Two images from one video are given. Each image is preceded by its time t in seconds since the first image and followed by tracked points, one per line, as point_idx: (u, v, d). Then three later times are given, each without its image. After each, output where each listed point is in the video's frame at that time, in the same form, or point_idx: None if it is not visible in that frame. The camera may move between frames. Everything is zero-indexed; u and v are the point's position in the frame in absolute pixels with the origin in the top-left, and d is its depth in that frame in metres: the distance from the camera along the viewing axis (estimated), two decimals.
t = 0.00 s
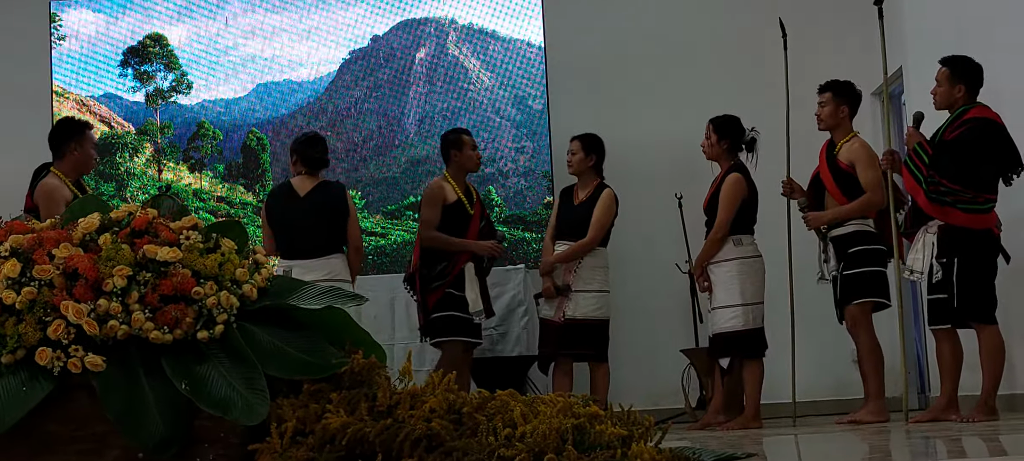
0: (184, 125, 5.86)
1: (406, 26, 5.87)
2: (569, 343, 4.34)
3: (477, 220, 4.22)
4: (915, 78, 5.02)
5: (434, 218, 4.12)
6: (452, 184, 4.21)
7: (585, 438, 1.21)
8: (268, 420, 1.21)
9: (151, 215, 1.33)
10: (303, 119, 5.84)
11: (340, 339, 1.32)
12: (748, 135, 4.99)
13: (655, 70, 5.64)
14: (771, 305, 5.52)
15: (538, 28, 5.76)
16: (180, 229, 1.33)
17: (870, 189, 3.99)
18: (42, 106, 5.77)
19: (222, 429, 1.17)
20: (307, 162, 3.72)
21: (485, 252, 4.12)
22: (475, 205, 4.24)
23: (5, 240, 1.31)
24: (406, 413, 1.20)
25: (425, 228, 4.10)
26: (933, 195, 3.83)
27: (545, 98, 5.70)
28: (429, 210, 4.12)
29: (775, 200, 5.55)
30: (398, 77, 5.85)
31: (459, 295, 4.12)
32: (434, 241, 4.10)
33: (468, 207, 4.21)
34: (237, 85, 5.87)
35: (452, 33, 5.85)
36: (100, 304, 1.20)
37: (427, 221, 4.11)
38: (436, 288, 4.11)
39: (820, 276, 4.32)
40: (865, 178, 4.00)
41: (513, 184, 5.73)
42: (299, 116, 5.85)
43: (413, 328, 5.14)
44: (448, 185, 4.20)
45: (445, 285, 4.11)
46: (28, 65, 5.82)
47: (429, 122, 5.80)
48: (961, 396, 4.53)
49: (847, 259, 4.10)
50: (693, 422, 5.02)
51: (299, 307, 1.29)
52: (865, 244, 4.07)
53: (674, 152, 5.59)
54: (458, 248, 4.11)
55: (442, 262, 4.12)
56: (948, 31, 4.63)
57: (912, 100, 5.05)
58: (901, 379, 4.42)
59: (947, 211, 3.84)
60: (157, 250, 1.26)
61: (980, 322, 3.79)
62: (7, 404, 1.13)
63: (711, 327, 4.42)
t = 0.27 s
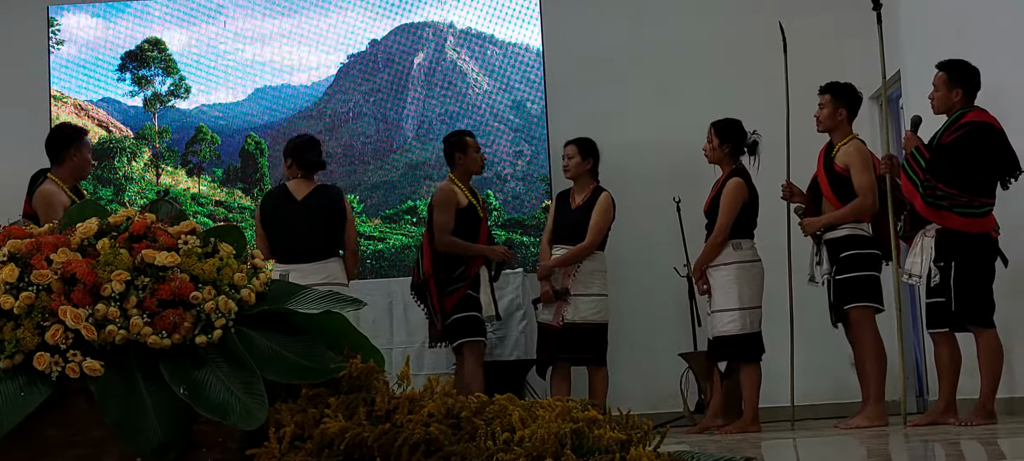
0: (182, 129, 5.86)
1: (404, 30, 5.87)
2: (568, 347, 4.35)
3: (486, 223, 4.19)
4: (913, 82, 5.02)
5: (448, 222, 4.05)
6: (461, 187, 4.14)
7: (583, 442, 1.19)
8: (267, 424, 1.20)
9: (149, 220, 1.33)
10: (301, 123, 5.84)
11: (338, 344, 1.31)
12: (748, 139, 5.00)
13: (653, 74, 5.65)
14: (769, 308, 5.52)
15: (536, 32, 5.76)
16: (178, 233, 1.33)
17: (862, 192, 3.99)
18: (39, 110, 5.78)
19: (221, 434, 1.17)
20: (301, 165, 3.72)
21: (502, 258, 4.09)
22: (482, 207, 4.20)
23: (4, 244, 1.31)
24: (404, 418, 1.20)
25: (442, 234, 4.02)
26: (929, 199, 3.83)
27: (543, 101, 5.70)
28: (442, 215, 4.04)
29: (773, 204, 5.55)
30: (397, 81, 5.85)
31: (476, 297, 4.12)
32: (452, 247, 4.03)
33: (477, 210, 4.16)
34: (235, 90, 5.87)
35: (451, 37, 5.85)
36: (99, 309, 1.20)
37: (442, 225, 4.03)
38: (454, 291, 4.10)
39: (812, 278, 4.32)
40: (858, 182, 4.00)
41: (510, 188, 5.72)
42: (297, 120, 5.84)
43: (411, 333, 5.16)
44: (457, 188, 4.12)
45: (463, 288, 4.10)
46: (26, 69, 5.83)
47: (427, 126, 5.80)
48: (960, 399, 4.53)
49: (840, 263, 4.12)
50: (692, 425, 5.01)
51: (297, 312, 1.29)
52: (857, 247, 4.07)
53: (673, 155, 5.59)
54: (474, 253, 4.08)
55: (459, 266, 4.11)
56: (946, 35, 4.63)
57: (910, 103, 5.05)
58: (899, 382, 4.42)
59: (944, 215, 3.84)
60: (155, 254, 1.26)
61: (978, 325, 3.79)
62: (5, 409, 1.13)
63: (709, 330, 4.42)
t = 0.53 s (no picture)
0: (179, 132, 5.87)
1: (402, 33, 5.87)
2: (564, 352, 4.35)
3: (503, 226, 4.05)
4: (909, 87, 5.04)
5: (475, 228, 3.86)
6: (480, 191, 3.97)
7: (579, 447, 1.19)
8: (262, 427, 1.19)
9: (145, 223, 1.33)
10: (298, 127, 5.84)
11: (335, 347, 1.31)
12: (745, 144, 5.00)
13: (650, 79, 5.66)
14: (765, 313, 5.52)
15: (533, 36, 5.77)
16: (175, 236, 1.33)
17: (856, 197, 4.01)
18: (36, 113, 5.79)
19: (217, 437, 1.17)
20: (285, 168, 3.66)
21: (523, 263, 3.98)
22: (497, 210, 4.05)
23: None
24: (400, 421, 1.19)
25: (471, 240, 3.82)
26: (925, 205, 3.84)
27: (541, 105, 5.70)
28: (470, 220, 3.84)
29: (770, 208, 5.56)
30: (394, 85, 5.85)
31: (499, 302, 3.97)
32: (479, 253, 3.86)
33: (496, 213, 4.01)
34: (232, 93, 5.86)
35: (448, 41, 5.85)
36: (95, 312, 1.20)
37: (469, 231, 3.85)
38: (482, 296, 3.92)
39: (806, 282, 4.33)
40: (852, 186, 4.01)
41: (507, 192, 5.72)
42: (294, 123, 5.84)
43: (407, 336, 5.14)
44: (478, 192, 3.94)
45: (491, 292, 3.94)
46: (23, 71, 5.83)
47: (424, 130, 5.80)
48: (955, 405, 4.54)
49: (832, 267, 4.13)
50: (687, 430, 5.01)
51: (292, 316, 1.29)
52: (849, 252, 4.09)
53: (669, 160, 5.60)
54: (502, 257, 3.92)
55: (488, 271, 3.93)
56: (942, 40, 4.64)
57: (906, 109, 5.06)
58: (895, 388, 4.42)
59: (939, 221, 3.84)
60: (151, 258, 1.26)
61: (974, 330, 3.79)
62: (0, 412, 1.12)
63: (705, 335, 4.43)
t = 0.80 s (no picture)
0: (178, 136, 5.87)
1: (400, 37, 5.88)
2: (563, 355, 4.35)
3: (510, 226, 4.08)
4: (908, 90, 5.04)
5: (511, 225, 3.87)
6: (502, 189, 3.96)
7: (578, 450, 1.19)
8: (261, 431, 1.19)
9: (145, 226, 1.33)
10: (297, 130, 5.84)
11: (334, 351, 1.30)
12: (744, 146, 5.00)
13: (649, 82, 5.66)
14: (765, 316, 5.52)
15: (532, 39, 5.77)
16: (174, 240, 1.33)
17: (856, 199, 4.00)
18: (35, 117, 5.79)
19: (216, 440, 1.16)
20: (263, 171, 3.71)
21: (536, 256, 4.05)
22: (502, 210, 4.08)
23: None
24: (399, 424, 1.19)
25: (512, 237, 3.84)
26: (925, 208, 3.84)
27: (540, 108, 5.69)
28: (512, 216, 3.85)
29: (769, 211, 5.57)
30: (393, 87, 5.84)
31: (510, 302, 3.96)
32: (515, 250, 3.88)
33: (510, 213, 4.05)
34: (231, 97, 5.86)
35: (447, 44, 5.85)
36: (94, 315, 1.20)
37: (508, 223, 3.85)
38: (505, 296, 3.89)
39: (806, 285, 4.34)
40: (853, 187, 4.01)
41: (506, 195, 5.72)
42: (293, 127, 5.84)
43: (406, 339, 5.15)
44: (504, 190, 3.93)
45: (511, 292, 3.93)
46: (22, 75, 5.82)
47: (423, 132, 5.79)
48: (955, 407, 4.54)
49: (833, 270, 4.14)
50: (687, 433, 5.01)
51: (291, 319, 1.28)
52: (849, 255, 4.08)
53: (668, 163, 5.60)
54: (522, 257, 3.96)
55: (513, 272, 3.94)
56: (941, 43, 4.65)
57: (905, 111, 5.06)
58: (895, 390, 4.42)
59: (939, 224, 3.85)
60: (151, 261, 1.26)
61: (973, 333, 3.79)
62: None
63: (704, 338, 4.43)
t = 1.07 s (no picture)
0: (178, 137, 5.87)
1: (400, 39, 5.88)
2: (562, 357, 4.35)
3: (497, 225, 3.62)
4: (908, 93, 5.04)
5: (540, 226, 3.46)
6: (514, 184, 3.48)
7: (577, 452, 1.20)
8: (261, 432, 1.19)
9: (145, 227, 1.33)
10: (297, 132, 5.84)
11: (333, 352, 1.30)
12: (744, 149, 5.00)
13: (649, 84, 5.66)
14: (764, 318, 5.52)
15: (532, 42, 5.78)
16: (174, 241, 1.33)
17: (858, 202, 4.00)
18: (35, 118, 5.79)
19: (214, 441, 1.16)
20: (246, 172, 3.70)
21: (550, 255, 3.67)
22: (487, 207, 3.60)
23: None
24: (398, 426, 1.19)
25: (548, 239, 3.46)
26: (924, 212, 3.85)
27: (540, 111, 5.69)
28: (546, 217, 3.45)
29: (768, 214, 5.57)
30: (392, 89, 5.85)
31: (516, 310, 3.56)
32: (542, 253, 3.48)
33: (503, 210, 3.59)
34: (231, 98, 5.86)
35: (447, 46, 5.86)
36: (94, 316, 1.20)
37: (542, 219, 3.41)
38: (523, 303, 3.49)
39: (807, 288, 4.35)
40: (854, 190, 4.01)
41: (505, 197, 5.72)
42: (293, 129, 5.85)
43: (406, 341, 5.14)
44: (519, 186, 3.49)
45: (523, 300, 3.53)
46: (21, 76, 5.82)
47: (423, 134, 5.80)
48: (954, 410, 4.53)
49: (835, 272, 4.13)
50: (686, 435, 5.01)
51: (291, 321, 1.28)
52: (852, 257, 4.08)
53: (668, 165, 5.61)
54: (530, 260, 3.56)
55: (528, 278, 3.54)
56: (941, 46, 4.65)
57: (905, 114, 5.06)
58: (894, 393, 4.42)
59: (939, 227, 3.86)
60: (150, 262, 1.26)
61: (972, 336, 3.79)
62: None
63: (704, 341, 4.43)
